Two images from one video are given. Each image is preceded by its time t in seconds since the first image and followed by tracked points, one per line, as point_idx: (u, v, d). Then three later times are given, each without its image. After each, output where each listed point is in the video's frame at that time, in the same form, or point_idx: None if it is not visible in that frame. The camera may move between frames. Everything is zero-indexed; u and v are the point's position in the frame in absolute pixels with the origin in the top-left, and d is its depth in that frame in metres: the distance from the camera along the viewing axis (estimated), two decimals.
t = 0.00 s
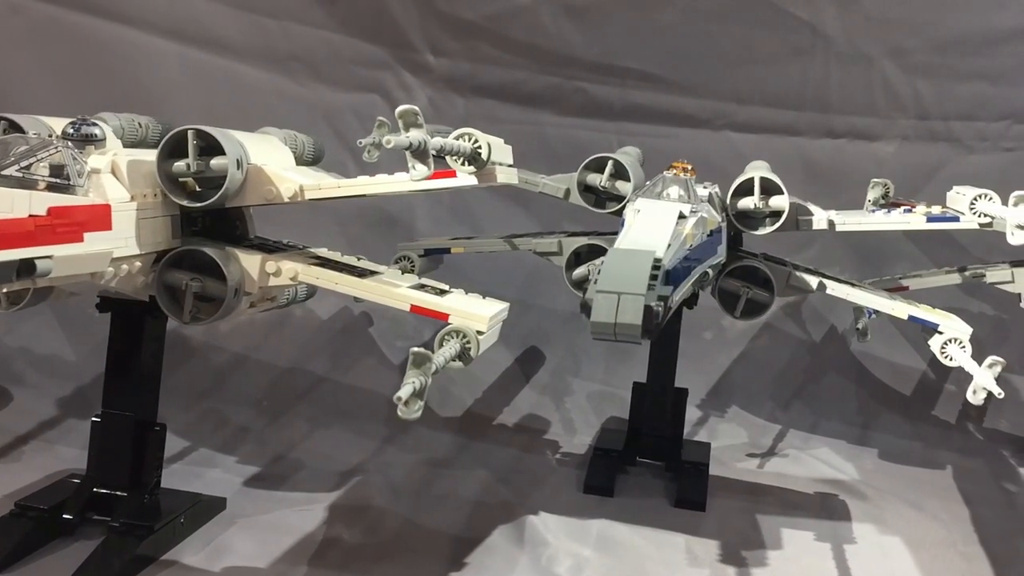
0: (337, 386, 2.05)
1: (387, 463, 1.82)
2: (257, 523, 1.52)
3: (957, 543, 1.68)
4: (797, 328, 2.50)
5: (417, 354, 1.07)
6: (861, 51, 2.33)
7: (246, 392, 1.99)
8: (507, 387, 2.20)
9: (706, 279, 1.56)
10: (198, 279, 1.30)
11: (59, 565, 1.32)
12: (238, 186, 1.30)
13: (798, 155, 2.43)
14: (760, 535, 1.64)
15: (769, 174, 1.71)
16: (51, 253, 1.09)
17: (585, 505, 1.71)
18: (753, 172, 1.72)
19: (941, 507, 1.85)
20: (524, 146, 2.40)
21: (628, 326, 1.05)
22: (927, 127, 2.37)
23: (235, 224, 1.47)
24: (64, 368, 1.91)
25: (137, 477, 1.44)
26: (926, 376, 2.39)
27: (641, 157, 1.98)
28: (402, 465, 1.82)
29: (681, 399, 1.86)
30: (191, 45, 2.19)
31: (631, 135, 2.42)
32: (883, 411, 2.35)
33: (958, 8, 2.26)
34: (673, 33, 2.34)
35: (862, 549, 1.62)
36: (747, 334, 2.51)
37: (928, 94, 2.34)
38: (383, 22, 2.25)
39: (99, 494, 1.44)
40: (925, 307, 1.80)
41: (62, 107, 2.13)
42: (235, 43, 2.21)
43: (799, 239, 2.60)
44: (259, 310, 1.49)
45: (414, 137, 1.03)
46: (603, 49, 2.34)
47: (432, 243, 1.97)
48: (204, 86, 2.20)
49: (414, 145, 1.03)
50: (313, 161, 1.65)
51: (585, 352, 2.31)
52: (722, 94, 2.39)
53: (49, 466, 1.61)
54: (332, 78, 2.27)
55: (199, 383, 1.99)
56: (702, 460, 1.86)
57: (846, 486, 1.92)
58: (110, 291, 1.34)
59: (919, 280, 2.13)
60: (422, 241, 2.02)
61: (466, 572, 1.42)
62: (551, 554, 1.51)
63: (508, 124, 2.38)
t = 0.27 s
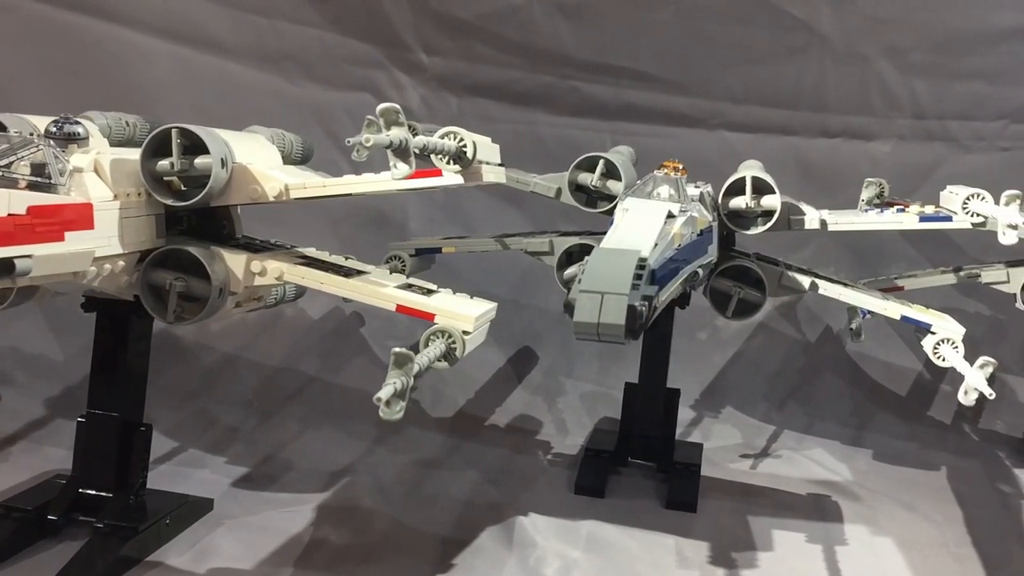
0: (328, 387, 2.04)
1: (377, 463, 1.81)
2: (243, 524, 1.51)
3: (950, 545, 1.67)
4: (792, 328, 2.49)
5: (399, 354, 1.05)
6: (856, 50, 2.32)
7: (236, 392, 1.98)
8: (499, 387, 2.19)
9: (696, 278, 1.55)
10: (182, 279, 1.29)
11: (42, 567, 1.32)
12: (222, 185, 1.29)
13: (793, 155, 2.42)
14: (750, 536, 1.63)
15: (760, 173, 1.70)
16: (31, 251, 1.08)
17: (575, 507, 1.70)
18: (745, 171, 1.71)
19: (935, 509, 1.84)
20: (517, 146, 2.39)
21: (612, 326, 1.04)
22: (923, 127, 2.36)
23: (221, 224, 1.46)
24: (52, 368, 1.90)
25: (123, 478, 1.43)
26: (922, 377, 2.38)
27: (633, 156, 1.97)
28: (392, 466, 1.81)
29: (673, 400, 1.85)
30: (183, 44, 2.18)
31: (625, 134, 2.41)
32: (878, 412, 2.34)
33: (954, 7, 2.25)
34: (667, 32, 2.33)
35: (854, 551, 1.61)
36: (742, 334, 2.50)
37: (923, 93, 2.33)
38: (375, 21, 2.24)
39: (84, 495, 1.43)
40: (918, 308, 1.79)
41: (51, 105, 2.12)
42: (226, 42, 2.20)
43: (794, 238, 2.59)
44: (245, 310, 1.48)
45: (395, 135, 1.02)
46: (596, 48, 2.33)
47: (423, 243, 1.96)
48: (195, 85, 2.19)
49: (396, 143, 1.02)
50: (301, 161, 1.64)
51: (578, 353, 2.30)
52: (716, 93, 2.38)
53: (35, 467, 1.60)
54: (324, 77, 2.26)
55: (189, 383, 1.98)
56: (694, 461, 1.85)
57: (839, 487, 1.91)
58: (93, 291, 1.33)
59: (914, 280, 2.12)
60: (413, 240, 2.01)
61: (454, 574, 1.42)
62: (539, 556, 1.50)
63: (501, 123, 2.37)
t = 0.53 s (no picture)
0: (317, 387, 2.03)
1: (365, 464, 1.80)
2: (228, 526, 1.50)
3: (939, 546, 1.66)
4: (785, 328, 2.49)
5: (379, 354, 1.04)
6: (850, 49, 2.30)
7: (223, 392, 1.97)
8: (490, 387, 2.18)
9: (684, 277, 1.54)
10: (164, 278, 1.29)
11: (22, 569, 1.31)
12: (204, 184, 1.28)
13: (787, 154, 2.41)
14: (739, 538, 1.63)
15: (750, 173, 1.69)
16: (8, 250, 1.07)
17: (563, 508, 1.69)
18: (734, 170, 1.70)
19: (925, 510, 1.83)
20: (509, 145, 2.38)
21: (593, 327, 1.02)
22: (917, 126, 2.35)
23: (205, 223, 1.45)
24: (38, 368, 1.89)
25: (105, 478, 1.42)
26: (914, 377, 2.37)
27: (623, 155, 1.96)
28: (380, 466, 1.80)
29: (663, 400, 1.85)
30: (171, 42, 2.17)
31: (617, 133, 2.40)
32: (871, 412, 2.33)
33: (948, 5, 2.24)
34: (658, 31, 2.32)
35: (843, 553, 1.60)
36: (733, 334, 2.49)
37: (917, 92, 2.32)
38: (365, 19, 2.23)
39: (66, 496, 1.43)
40: (909, 308, 1.78)
41: (37, 103, 2.11)
42: (215, 40, 2.19)
43: (787, 238, 2.58)
44: (230, 310, 1.47)
45: (373, 134, 1.01)
46: (588, 47, 2.32)
47: (411, 243, 1.95)
48: (183, 83, 2.18)
49: (375, 141, 1.01)
50: (288, 160, 1.63)
51: (569, 353, 2.29)
52: (709, 92, 2.37)
53: (19, 467, 1.59)
54: (313, 76, 2.25)
55: (176, 383, 1.97)
56: (683, 462, 1.84)
57: (831, 488, 1.90)
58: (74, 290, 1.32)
59: (906, 279, 2.10)
60: (402, 240, 2.00)
61: None
62: (526, 557, 1.49)
63: (492, 122, 2.36)
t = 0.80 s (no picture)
0: (303, 387, 2.01)
1: (350, 465, 1.79)
2: (209, 527, 1.49)
3: (927, 547, 1.65)
4: (775, 328, 2.48)
5: (355, 355, 1.03)
6: (841, 47, 2.29)
7: (208, 392, 1.95)
8: (478, 388, 2.17)
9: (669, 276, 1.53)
10: (141, 278, 1.27)
11: None
12: (182, 182, 1.27)
13: (778, 153, 2.40)
14: (726, 539, 1.62)
15: (737, 171, 1.68)
16: None
17: (549, 509, 1.68)
18: (722, 169, 1.69)
19: (914, 510, 1.82)
20: (498, 144, 2.37)
21: (571, 328, 1.01)
22: (909, 125, 2.34)
23: (186, 222, 1.43)
24: (20, 368, 1.88)
25: (84, 480, 1.41)
26: (905, 377, 2.37)
27: (611, 154, 1.95)
28: (366, 467, 1.79)
29: (651, 400, 1.84)
30: (158, 41, 2.16)
31: (608, 132, 2.39)
32: (862, 412, 2.32)
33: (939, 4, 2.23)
34: (648, 29, 2.31)
35: (830, 555, 1.59)
36: (724, 334, 2.49)
37: (908, 91, 2.31)
38: (353, 17, 2.22)
39: (44, 498, 1.41)
40: (897, 308, 1.77)
41: (20, 101, 2.09)
42: (201, 38, 2.18)
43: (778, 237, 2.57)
44: (210, 310, 1.46)
45: (349, 132, 0.99)
46: (577, 45, 2.31)
47: (398, 242, 1.94)
48: (169, 82, 2.17)
49: (350, 138, 1.00)
50: (271, 158, 1.61)
51: (559, 353, 2.28)
52: (699, 91, 2.36)
53: None
54: (300, 75, 2.24)
55: (161, 383, 1.95)
56: (671, 462, 1.83)
57: (819, 489, 1.89)
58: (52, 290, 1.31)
59: (896, 279, 2.09)
60: (389, 239, 1.99)
61: None
62: (510, 559, 1.47)
63: (482, 121, 2.35)
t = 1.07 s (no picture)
0: (290, 388, 2.00)
1: (336, 466, 1.78)
2: (190, 529, 1.48)
3: (916, 549, 1.64)
4: (766, 328, 2.47)
5: (330, 355, 1.01)
6: (832, 46, 2.28)
7: (194, 393, 1.94)
8: (467, 388, 2.16)
9: (655, 275, 1.52)
10: (119, 277, 1.26)
11: None
12: (160, 181, 1.25)
13: (770, 153, 2.39)
14: (713, 541, 1.60)
15: (725, 170, 1.67)
16: None
17: (536, 510, 1.67)
18: (709, 168, 1.67)
19: (904, 512, 1.81)
20: (488, 143, 2.35)
21: (549, 328, 1.00)
22: (901, 124, 2.33)
23: (167, 221, 1.42)
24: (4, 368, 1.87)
25: (62, 481, 1.40)
26: (897, 378, 2.35)
27: (600, 153, 1.94)
28: (351, 468, 1.78)
29: (639, 401, 1.83)
30: (144, 39, 2.15)
31: (598, 132, 2.38)
32: (853, 412, 2.31)
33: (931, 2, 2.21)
34: (638, 28, 2.30)
35: (817, 556, 1.58)
36: (715, 334, 2.48)
37: (900, 90, 2.30)
38: (341, 15, 2.21)
39: (23, 499, 1.40)
40: (887, 308, 1.75)
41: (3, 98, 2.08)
42: (187, 36, 2.17)
43: (769, 236, 2.55)
44: (191, 309, 1.44)
45: (324, 130, 0.98)
46: (567, 43, 2.30)
47: (385, 241, 1.92)
48: (155, 80, 2.16)
49: (325, 136, 0.98)
50: (254, 156, 1.60)
51: (548, 353, 2.27)
52: (689, 90, 2.35)
53: None
54: (288, 73, 2.23)
55: (146, 384, 1.94)
56: (659, 463, 1.82)
57: (809, 490, 1.87)
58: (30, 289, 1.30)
59: (887, 279, 2.08)
60: (376, 239, 1.97)
61: None
62: (494, 561, 1.46)
63: (471, 120, 2.34)
